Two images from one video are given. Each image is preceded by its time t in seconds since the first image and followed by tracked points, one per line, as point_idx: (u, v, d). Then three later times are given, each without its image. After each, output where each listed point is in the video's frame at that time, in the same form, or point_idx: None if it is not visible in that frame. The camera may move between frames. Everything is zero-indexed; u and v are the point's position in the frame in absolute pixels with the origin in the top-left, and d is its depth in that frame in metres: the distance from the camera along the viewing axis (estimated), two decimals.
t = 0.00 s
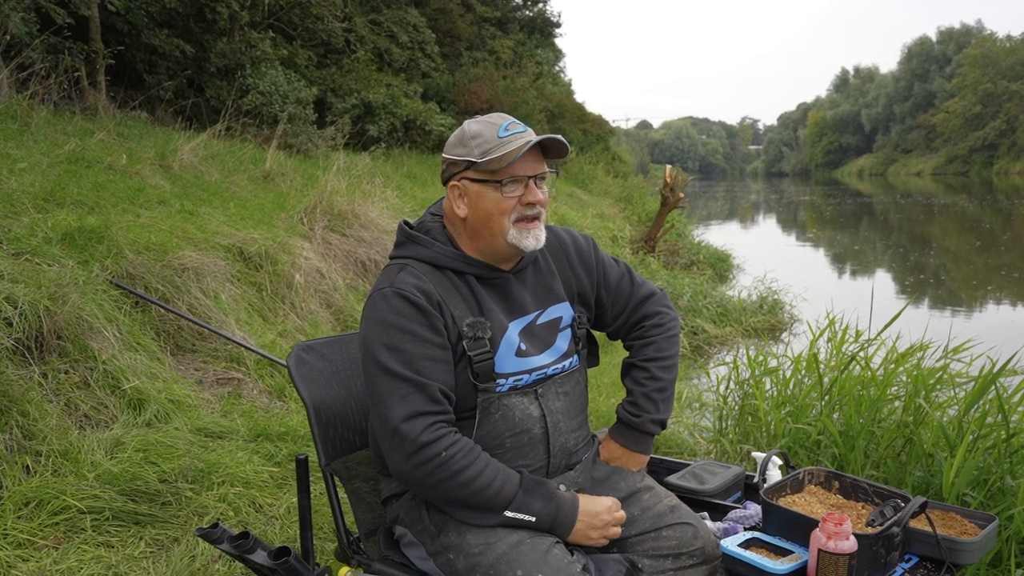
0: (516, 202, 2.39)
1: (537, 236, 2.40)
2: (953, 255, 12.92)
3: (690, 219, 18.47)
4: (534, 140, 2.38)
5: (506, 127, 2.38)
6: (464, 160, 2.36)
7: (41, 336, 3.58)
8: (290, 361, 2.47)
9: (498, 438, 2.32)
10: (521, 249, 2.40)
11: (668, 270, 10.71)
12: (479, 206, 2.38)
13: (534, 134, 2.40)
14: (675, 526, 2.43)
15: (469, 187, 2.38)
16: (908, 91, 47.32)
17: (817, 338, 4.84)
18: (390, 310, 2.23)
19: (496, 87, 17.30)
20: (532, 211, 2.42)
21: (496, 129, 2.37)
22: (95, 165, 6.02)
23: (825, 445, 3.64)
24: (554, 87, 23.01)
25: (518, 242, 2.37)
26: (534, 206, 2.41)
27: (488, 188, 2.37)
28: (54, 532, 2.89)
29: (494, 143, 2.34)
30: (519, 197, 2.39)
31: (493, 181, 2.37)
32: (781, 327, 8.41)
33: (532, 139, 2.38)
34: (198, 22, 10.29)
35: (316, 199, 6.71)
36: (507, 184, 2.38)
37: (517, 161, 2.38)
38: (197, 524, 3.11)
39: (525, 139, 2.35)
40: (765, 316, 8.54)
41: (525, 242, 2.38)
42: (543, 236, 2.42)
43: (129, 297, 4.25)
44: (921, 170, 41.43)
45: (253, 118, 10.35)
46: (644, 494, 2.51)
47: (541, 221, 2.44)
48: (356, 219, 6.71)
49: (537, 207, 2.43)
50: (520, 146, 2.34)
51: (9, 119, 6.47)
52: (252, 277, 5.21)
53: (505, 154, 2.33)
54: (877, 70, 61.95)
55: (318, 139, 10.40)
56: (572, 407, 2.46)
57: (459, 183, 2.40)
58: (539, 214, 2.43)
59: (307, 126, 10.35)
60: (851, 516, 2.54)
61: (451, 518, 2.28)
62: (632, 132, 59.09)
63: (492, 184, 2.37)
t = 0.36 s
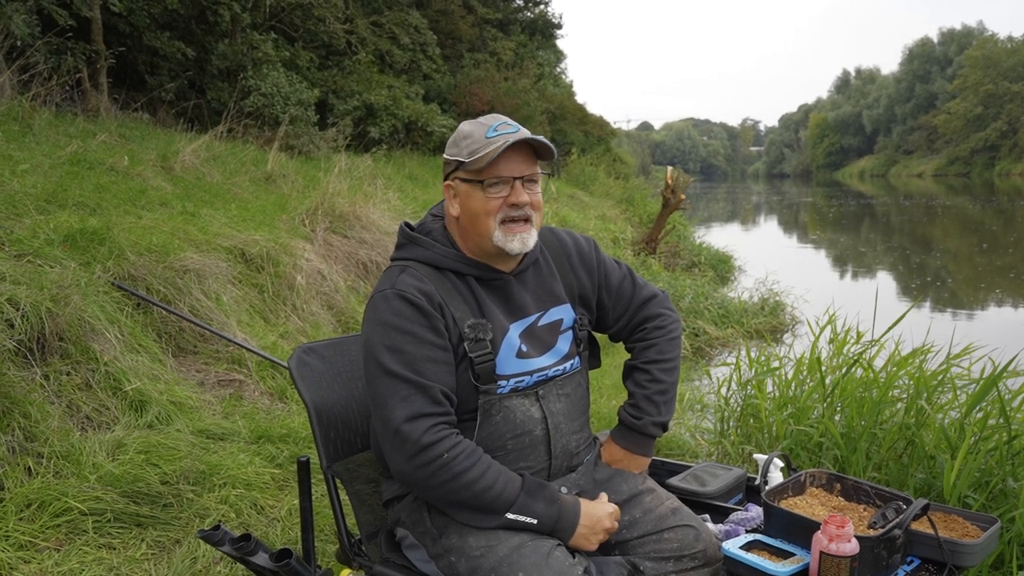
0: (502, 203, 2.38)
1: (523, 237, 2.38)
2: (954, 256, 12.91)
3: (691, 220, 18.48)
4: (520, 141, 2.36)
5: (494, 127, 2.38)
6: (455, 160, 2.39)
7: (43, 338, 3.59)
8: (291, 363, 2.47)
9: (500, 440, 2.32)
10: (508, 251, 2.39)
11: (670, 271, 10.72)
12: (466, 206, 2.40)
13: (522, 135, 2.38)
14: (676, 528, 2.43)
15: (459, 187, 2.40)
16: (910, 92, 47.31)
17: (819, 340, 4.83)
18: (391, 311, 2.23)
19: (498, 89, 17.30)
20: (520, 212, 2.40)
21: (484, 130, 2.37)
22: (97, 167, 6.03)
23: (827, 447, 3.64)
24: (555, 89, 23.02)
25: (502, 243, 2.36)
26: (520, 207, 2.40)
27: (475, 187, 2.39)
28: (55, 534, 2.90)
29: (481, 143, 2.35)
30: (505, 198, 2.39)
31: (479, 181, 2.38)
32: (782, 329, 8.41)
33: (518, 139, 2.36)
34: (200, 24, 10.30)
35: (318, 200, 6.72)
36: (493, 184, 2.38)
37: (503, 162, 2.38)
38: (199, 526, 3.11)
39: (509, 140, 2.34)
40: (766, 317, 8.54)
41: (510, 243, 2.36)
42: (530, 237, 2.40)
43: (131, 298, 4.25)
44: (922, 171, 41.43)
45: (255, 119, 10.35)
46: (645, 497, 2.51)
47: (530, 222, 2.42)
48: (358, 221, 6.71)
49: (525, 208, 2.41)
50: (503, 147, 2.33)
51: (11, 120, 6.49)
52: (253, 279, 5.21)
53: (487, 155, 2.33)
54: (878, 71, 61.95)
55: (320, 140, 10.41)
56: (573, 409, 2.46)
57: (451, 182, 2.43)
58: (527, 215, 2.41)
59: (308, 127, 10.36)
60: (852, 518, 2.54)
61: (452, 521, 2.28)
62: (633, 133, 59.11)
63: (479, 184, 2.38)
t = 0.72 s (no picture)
0: (490, 207, 2.39)
1: (510, 241, 2.37)
2: (955, 259, 12.90)
3: (691, 223, 18.48)
4: (508, 145, 2.36)
5: (484, 130, 2.38)
6: (447, 163, 2.41)
7: (43, 340, 3.59)
8: (290, 365, 2.47)
9: (499, 442, 2.32)
10: (497, 254, 2.39)
11: (670, 274, 10.72)
12: (456, 210, 2.42)
13: (510, 139, 2.37)
14: (676, 530, 2.42)
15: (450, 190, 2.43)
16: (910, 95, 47.34)
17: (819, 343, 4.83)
18: (390, 315, 2.23)
19: (498, 91, 17.29)
20: (508, 216, 2.39)
21: (474, 134, 2.38)
22: (97, 169, 6.03)
23: (827, 449, 3.63)
24: (555, 91, 23.04)
25: (491, 246, 2.36)
26: (509, 211, 2.39)
27: (466, 191, 2.40)
28: (55, 536, 2.90)
29: (470, 147, 2.36)
30: (493, 202, 2.39)
31: (468, 185, 2.40)
32: (782, 331, 8.41)
33: (505, 143, 2.35)
34: (200, 26, 10.32)
35: (318, 202, 6.72)
36: (481, 189, 2.39)
37: (491, 166, 2.38)
38: (198, 528, 3.11)
39: (494, 144, 2.34)
40: (766, 319, 8.54)
41: (497, 247, 2.36)
42: (518, 241, 2.39)
43: (131, 300, 4.25)
44: (922, 174, 41.44)
45: (255, 121, 10.33)
46: (644, 499, 2.50)
47: (519, 226, 2.41)
48: (358, 223, 6.71)
49: (514, 212, 2.40)
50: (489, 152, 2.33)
51: (11, 122, 6.49)
52: (253, 281, 5.21)
53: (473, 160, 2.34)
54: (878, 74, 61.99)
55: (320, 142, 10.41)
56: (572, 411, 2.46)
57: (445, 186, 2.45)
58: (516, 218, 2.40)
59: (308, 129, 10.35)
60: (852, 520, 2.53)
61: (452, 522, 2.27)
62: (633, 135, 59.11)
63: (470, 188, 2.40)
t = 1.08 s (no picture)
0: (492, 207, 2.38)
1: (511, 242, 2.37)
2: (954, 258, 12.90)
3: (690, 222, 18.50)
4: (508, 145, 2.35)
5: (485, 131, 2.39)
6: (448, 163, 2.41)
7: (42, 340, 3.59)
8: (290, 365, 2.47)
9: (498, 442, 2.32)
10: (499, 255, 2.39)
11: (669, 273, 10.70)
12: (458, 210, 2.42)
13: (512, 140, 2.36)
14: (676, 530, 2.43)
15: (451, 191, 2.43)
16: (909, 94, 47.37)
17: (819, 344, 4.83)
18: (390, 316, 2.23)
19: (497, 90, 17.29)
20: (510, 216, 2.39)
21: (475, 134, 2.38)
22: (96, 169, 6.03)
23: (827, 449, 3.63)
24: (554, 91, 23.03)
25: (493, 246, 2.36)
26: (511, 211, 2.39)
27: (467, 191, 2.40)
28: (54, 537, 2.89)
29: (471, 148, 2.36)
30: (495, 202, 2.39)
31: (470, 185, 2.39)
32: (782, 330, 8.42)
33: (506, 144, 2.35)
34: (198, 26, 10.32)
35: (317, 202, 6.72)
36: (483, 189, 2.39)
37: (493, 166, 2.38)
38: (198, 528, 3.10)
39: (495, 144, 2.33)
40: (766, 319, 8.54)
41: (498, 248, 2.36)
42: (519, 241, 2.39)
43: (130, 301, 4.26)
44: (922, 173, 41.45)
45: (254, 122, 10.32)
46: (644, 499, 2.50)
47: (521, 227, 2.40)
48: (357, 223, 6.71)
49: (516, 212, 2.40)
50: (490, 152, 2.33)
51: (10, 123, 6.49)
52: (253, 281, 5.21)
53: (474, 161, 2.34)
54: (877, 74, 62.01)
55: (319, 142, 10.40)
56: (571, 412, 2.45)
57: (446, 186, 2.45)
58: (518, 218, 2.40)
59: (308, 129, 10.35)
60: (852, 519, 2.53)
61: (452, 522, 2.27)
62: (632, 135, 59.10)
63: (471, 188, 2.39)
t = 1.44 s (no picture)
0: (506, 203, 2.39)
1: (529, 235, 2.40)
2: (953, 258, 12.90)
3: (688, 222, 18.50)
4: (519, 141, 2.37)
5: (491, 129, 2.39)
6: (452, 164, 2.38)
7: (41, 340, 3.58)
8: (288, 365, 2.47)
9: (496, 442, 2.32)
10: (515, 250, 2.40)
11: (668, 273, 10.70)
12: (468, 210, 2.39)
13: (522, 135, 2.39)
14: (675, 529, 2.43)
15: (458, 192, 2.40)
16: (907, 94, 47.40)
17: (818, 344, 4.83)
18: (387, 316, 2.23)
19: (496, 90, 17.28)
20: (524, 210, 2.41)
21: (479, 133, 2.38)
22: (94, 168, 6.03)
23: (826, 448, 3.64)
24: (553, 90, 23.02)
25: (512, 241, 2.38)
26: (524, 206, 2.41)
27: (477, 191, 2.38)
28: (52, 536, 2.89)
29: (479, 146, 2.35)
30: (508, 198, 2.40)
31: (480, 184, 2.38)
32: (780, 330, 8.41)
33: (517, 139, 2.37)
34: (196, 25, 10.32)
35: (315, 202, 6.72)
36: (495, 186, 2.39)
37: (505, 163, 2.39)
38: (197, 527, 3.10)
39: (505, 141, 2.34)
40: (764, 318, 8.54)
41: (517, 242, 2.38)
42: (535, 234, 2.42)
43: (128, 300, 4.25)
44: (920, 172, 41.48)
45: (253, 121, 10.30)
46: (643, 498, 2.51)
47: (534, 220, 2.44)
48: (355, 223, 6.71)
49: (528, 207, 2.42)
50: (504, 148, 2.34)
51: (8, 122, 6.49)
52: (251, 280, 5.21)
53: (489, 158, 2.33)
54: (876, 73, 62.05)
55: (318, 142, 10.39)
56: (569, 411, 2.45)
57: (449, 188, 2.42)
58: (531, 213, 2.43)
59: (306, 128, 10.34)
60: (850, 519, 2.54)
61: (450, 522, 2.27)
62: (631, 135, 59.09)
63: (481, 187, 2.38)
